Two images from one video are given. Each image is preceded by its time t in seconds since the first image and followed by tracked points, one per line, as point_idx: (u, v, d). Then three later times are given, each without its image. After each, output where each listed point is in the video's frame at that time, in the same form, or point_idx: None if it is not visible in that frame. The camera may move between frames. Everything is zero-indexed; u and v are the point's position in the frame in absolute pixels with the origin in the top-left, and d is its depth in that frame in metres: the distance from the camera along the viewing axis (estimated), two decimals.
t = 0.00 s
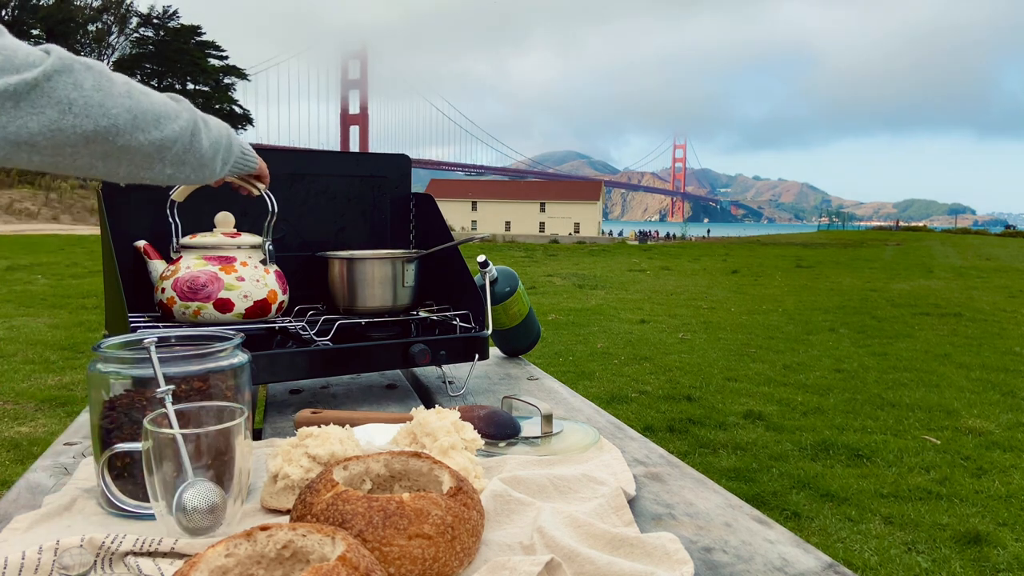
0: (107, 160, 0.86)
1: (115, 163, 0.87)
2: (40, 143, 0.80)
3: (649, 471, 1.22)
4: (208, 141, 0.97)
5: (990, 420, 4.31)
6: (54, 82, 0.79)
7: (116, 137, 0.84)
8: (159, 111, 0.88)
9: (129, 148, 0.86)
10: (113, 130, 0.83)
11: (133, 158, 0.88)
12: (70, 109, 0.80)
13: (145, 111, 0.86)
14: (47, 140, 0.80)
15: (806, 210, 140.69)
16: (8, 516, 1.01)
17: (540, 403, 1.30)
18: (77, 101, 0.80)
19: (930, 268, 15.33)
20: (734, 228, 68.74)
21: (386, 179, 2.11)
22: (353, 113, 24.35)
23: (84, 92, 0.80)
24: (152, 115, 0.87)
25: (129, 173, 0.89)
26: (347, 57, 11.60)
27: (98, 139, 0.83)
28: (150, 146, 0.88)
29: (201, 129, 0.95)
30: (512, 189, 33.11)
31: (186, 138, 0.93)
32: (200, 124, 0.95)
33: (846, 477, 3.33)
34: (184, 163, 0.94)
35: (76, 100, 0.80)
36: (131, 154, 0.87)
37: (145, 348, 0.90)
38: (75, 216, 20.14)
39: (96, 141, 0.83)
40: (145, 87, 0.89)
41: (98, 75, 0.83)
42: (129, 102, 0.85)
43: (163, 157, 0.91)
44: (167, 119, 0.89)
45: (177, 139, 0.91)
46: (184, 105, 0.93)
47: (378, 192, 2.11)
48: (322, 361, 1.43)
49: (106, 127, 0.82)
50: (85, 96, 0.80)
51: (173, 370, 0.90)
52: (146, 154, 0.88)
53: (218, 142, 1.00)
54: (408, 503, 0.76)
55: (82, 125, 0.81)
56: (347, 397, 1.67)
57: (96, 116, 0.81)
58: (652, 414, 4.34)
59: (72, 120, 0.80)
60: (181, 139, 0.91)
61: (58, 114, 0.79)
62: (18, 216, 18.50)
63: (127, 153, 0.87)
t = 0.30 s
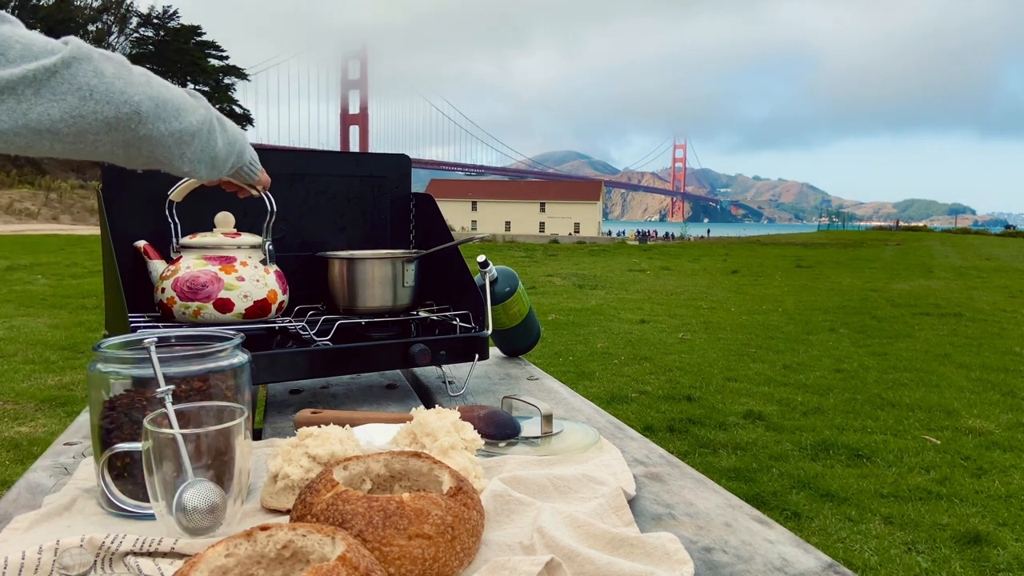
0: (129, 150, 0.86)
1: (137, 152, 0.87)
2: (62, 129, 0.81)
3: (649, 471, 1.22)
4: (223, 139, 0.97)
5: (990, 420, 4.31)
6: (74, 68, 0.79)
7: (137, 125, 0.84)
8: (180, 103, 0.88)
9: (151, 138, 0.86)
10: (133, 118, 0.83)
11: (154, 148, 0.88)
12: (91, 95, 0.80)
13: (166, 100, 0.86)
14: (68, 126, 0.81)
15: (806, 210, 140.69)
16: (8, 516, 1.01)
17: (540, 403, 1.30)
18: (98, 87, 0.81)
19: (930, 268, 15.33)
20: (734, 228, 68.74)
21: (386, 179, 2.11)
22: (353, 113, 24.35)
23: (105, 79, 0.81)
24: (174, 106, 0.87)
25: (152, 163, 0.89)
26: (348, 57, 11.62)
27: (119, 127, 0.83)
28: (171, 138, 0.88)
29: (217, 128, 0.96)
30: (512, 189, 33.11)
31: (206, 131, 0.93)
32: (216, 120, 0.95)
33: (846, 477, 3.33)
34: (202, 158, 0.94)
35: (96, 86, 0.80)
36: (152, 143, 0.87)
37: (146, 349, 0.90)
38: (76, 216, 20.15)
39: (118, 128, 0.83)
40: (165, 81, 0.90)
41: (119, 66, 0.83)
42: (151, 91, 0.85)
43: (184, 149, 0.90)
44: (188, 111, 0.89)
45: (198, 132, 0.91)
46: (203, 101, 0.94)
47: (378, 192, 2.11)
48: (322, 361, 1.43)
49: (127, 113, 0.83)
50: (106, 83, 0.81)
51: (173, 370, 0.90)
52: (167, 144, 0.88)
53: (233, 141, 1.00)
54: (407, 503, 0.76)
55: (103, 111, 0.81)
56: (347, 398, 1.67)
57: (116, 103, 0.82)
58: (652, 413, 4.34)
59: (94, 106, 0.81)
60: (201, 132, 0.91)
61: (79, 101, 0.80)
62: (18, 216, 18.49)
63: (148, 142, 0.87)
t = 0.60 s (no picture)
0: (135, 137, 0.85)
1: (143, 141, 0.86)
2: (69, 115, 0.79)
3: (649, 471, 1.22)
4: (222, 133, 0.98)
5: (990, 421, 4.31)
6: (79, 53, 0.79)
7: (144, 111, 0.84)
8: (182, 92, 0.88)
9: (156, 125, 0.86)
10: (141, 103, 0.83)
11: (159, 137, 0.87)
12: (96, 80, 0.79)
13: (170, 88, 0.86)
14: (76, 113, 0.80)
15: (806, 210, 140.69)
16: (8, 516, 1.01)
17: (540, 403, 1.30)
18: (103, 72, 0.80)
19: (930, 268, 15.33)
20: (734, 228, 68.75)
21: (386, 179, 2.11)
22: (353, 113, 24.35)
23: (109, 64, 0.80)
24: (177, 94, 0.87)
25: (158, 153, 0.88)
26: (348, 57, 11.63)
27: (125, 112, 0.83)
28: (175, 126, 0.87)
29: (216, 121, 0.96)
30: (512, 189, 33.12)
31: (208, 122, 0.93)
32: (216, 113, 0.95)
33: (846, 477, 3.33)
34: (202, 150, 0.94)
35: (101, 71, 0.80)
36: (157, 131, 0.86)
37: (146, 349, 0.90)
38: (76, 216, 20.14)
39: (124, 114, 0.83)
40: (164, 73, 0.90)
41: (121, 53, 0.83)
42: (155, 78, 0.85)
43: (188, 139, 0.90)
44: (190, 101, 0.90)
45: (200, 122, 0.91)
46: (202, 94, 0.94)
47: (378, 192, 2.11)
48: (322, 361, 1.43)
49: (133, 99, 0.82)
50: (111, 67, 0.80)
51: (173, 370, 0.90)
52: (172, 133, 0.88)
53: (229, 136, 1.00)
54: (407, 503, 0.76)
55: (109, 97, 0.81)
56: (347, 398, 1.67)
57: (123, 87, 0.81)
58: (652, 414, 4.34)
59: (99, 91, 0.80)
60: (203, 122, 0.92)
61: (84, 86, 0.79)
62: (18, 216, 18.48)
63: (153, 131, 0.86)
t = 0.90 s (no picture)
0: (123, 125, 0.85)
1: (131, 128, 0.86)
2: (56, 103, 0.80)
3: (649, 471, 1.22)
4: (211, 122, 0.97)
5: (990, 420, 4.31)
6: (63, 40, 0.79)
7: (131, 98, 0.83)
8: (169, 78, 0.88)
9: (145, 113, 0.86)
10: (128, 89, 0.83)
11: (149, 125, 0.87)
12: (82, 66, 0.79)
13: (158, 75, 0.86)
14: (62, 100, 0.80)
15: (806, 210, 140.69)
16: (8, 516, 1.01)
17: (540, 403, 1.30)
18: (89, 58, 0.80)
19: (930, 268, 15.33)
20: (734, 228, 68.78)
21: (386, 179, 2.11)
22: (353, 113, 24.34)
23: (95, 50, 0.80)
24: (165, 81, 0.87)
25: (148, 142, 0.88)
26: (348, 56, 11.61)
27: (113, 98, 0.82)
28: (164, 113, 0.87)
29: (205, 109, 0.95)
30: (512, 189, 33.12)
31: (196, 111, 0.93)
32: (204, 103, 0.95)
33: (846, 477, 3.33)
34: (189, 139, 0.94)
35: (87, 57, 0.80)
36: (146, 119, 0.86)
37: (146, 349, 0.90)
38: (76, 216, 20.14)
39: (111, 101, 0.82)
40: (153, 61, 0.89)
41: (107, 40, 0.83)
42: (142, 64, 0.84)
43: (177, 128, 0.90)
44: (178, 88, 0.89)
45: (188, 110, 0.91)
46: (190, 84, 0.93)
47: (378, 192, 2.11)
48: (322, 361, 1.43)
49: (121, 85, 0.82)
50: (96, 53, 0.80)
51: (173, 370, 0.90)
52: (161, 120, 0.87)
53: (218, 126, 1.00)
54: (407, 503, 0.76)
55: (96, 84, 0.80)
56: (347, 397, 1.67)
57: (109, 73, 0.81)
58: (652, 414, 4.34)
59: (86, 78, 0.80)
60: (192, 110, 0.91)
61: (70, 73, 0.79)
62: (18, 216, 18.48)
63: (143, 118, 0.86)
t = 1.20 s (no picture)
0: (103, 84, 0.87)
1: (112, 86, 0.87)
2: (29, 69, 0.80)
3: (649, 471, 1.22)
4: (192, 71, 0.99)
5: (990, 420, 4.31)
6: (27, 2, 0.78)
7: (109, 56, 0.85)
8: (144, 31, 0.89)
9: (125, 69, 0.87)
10: (104, 48, 0.84)
11: (130, 81, 0.89)
12: (51, 27, 0.79)
13: (132, 28, 0.87)
14: (35, 66, 0.80)
15: (806, 210, 140.69)
16: (8, 516, 1.01)
17: (540, 403, 1.30)
18: (57, 18, 0.80)
19: (930, 268, 15.33)
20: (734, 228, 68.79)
21: (386, 179, 2.11)
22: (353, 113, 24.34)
23: (63, 10, 0.81)
24: (141, 34, 0.88)
25: (132, 96, 0.90)
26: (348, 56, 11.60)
27: (88, 59, 0.83)
28: (144, 66, 0.89)
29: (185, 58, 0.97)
30: (512, 189, 33.12)
31: (176, 61, 0.94)
32: (185, 51, 0.96)
33: (846, 477, 3.33)
34: (175, 90, 0.96)
35: (55, 17, 0.80)
36: (127, 75, 0.88)
37: (146, 348, 0.90)
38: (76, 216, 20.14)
39: (88, 61, 0.83)
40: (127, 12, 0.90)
41: None
42: (114, 19, 0.85)
43: (160, 81, 0.92)
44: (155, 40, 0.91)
45: (168, 61, 0.92)
46: (168, 32, 0.94)
47: (378, 192, 2.11)
48: (323, 361, 1.43)
49: (95, 43, 0.83)
50: (65, 12, 0.81)
51: (173, 370, 0.90)
52: (142, 75, 0.89)
53: (201, 74, 1.02)
54: (407, 503, 0.76)
55: (68, 44, 0.81)
56: (347, 397, 1.67)
57: (82, 33, 0.82)
58: (652, 413, 4.34)
59: (57, 40, 0.80)
60: (172, 61, 0.93)
61: (39, 36, 0.79)
62: (18, 216, 18.48)
63: (123, 75, 0.88)
